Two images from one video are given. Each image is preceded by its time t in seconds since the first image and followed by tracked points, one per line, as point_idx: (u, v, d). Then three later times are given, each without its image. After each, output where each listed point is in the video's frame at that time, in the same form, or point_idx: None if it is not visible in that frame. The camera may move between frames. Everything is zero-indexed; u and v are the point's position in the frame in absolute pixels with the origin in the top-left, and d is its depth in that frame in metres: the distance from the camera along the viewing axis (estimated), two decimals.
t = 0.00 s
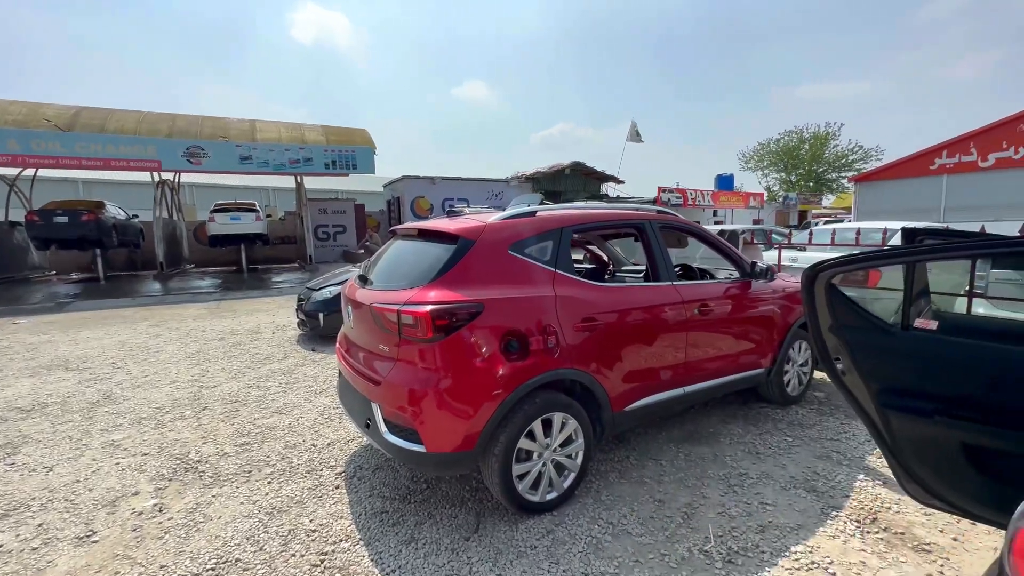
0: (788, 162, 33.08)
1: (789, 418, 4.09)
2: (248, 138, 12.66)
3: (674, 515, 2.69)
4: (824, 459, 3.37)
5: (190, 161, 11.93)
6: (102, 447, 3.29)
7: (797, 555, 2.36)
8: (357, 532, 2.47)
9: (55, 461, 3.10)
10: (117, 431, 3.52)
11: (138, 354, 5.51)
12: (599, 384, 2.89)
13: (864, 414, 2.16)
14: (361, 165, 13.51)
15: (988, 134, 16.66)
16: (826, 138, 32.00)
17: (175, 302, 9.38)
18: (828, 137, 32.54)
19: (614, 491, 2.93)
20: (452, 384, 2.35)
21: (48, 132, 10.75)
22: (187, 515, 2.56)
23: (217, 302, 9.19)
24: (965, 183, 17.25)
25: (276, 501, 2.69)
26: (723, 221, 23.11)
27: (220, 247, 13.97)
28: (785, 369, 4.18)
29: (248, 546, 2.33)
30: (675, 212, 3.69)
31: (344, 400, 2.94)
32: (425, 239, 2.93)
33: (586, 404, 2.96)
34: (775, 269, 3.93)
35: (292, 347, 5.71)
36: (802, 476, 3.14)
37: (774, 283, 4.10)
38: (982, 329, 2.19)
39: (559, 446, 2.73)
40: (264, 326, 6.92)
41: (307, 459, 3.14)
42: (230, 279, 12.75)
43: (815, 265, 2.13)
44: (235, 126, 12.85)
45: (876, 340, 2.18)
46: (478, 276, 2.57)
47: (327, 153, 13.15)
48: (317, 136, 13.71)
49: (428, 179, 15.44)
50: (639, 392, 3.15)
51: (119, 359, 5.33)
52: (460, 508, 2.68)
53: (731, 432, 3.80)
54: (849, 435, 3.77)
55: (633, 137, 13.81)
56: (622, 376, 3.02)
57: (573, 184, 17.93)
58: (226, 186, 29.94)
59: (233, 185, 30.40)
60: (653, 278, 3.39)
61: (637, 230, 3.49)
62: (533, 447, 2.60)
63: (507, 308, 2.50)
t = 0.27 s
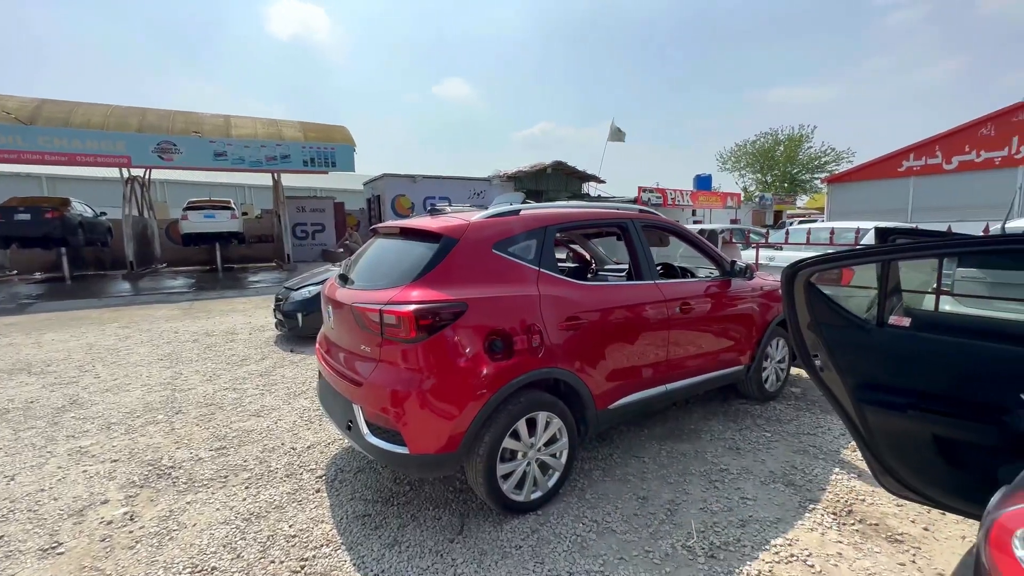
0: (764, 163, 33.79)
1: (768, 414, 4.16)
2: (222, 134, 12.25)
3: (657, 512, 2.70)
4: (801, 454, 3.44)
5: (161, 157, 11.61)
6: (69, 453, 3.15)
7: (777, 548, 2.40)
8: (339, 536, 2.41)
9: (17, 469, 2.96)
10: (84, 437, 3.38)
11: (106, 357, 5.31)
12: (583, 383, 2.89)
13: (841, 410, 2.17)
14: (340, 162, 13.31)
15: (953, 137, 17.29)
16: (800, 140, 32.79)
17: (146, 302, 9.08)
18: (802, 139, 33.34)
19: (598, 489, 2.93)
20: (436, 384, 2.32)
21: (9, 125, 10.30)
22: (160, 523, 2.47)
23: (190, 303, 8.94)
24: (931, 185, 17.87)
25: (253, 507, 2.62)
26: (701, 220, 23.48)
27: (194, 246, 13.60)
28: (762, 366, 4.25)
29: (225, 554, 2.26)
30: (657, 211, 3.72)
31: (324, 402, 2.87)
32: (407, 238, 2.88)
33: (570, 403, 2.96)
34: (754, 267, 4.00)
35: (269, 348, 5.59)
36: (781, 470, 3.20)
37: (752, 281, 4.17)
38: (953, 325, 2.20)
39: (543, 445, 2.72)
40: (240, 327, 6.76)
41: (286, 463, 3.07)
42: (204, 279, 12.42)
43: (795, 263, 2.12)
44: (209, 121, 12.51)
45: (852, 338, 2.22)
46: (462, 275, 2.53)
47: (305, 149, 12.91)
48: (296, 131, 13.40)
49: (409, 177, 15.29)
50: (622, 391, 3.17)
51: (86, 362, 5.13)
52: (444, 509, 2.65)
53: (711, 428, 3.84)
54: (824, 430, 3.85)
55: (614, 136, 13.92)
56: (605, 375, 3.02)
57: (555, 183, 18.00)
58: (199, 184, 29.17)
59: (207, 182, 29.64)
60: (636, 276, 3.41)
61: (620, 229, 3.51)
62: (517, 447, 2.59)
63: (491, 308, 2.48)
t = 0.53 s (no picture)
0: (739, 164, 34.50)
1: (744, 409, 4.23)
2: (192, 128, 11.85)
3: (638, 507, 2.72)
4: (776, 447, 3.51)
5: (127, 152, 11.22)
6: (30, 462, 3.01)
7: (755, 541, 2.44)
8: (318, 541, 2.36)
9: None
10: (47, 444, 3.23)
11: (70, 360, 5.09)
12: (565, 381, 2.89)
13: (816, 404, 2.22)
14: (316, 159, 13.08)
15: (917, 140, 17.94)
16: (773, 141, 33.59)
17: (113, 303, 8.76)
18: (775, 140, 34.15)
19: (580, 487, 2.94)
20: (416, 384, 2.28)
21: None
22: (128, 532, 2.38)
23: (160, 303, 8.65)
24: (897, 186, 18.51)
25: (228, 513, 2.54)
26: (679, 220, 23.85)
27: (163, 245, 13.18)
28: (739, 362, 4.33)
29: (198, 562, 2.19)
30: (637, 210, 3.75)
31: (302, 404, 2.81)
32: (386, 236, 2.84)
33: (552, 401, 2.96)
34: (731, 265, 4.06)
35: (244, 349, 5.44)
36: (758, 464, 3.26)
37: (729, 279, 4.24)
38: (917, 320, 2.28)
39: (525, 444, 2.71)
40: (213, 328, 6.57)
41: (262, 467, 2.99)
42: (175, 279, 12.05)
43: (770, 262, 2.16)
44: (179, 116, 12.13)
45: (826, 334, 2.26)
46: (443, 273, 2.50)
47: (281, 146, 12.72)
48: (270, 126, 13.02)
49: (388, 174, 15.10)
50: (603, 388, 3.18)
51: (48, 366, 4.91)
52: (426, 511, 2.61)
53: (690, 424, 3.89)
54: (798, 424, 3.95)
55: (593, 136, 14.01)
56: (587, 372, 3.03)
57: (535, 182, 18.03)
58: (169, 181, 28.30)
59: (177, 179, 28.78)
60: (616, 274, 3.43)
61: (601, 227, 3.52)
62: (500, 446, 2.57)
63: (473, 307, 2.46)
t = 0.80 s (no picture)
0: (719, 164, 35.02)
1: (726, 405, 4.29)
2: (166, 125, 11.56)
3: (623, 504, 2.73)
4: (757, 443, 3.56)
5: (99, 149, 10.88)
6: None
7: (737, 535, 2.47)
8: (300, 545, 2.31)
9: None
10: (13, 452, 3.11)
11: (38, 364, 4.91)
12: (550, 380, 2.89)
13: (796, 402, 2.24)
14: (297, 157, 12.87)
15: (889, 141, 18.43)
16: (752, 142, 34.17)
17: (84, 304, 8.49)
18: (754, 141, 34.76)
19: (565, 485, 2.94)
20: (401, 385, 2.26)
21: None
22: (101, 541, 2.30)
23: (134, 304, 8.40)
24: (871, 186, 18.99)
25: (206, 519, 2.47)
26: (660, 219, 24.10)
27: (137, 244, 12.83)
28: (720, 359, 4.39)
29: (174, 570, 2.13)
30: (620, 209, 3.77)
31: (283, 406, 2.75)
32: (369, 235, 2.80)
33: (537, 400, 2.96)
34: (713, 263, 4.12)
35: (222, 351, 5.32)
36: (739, 459, 3.30)
37: (711, 277, 4.29)
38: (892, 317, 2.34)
39: (511, 443, 2.70)
40: (190, 329, 6.41)
41: (241, 471, 2.92)
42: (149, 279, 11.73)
43: (751, 261, 2.18)
44: (152, 112, 11.79)
45: (805, 331, 2.29)
46: (427, 273, 2.48)
47: (259, 143, 12.47)
48: (248, 123, 12.76)
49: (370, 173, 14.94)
50: (588, 387, 3.19)
51: (15, 370, 4.73)
52: (411, 512, 2.59)
53: (674, 421, 3.93)
54: (778, 419, 4.02)
55: (577, 135, 14.07)
56: (572, 371, 3.03)
57: (518, 181, 18.03)
58: (142, 178, 27.54)
59: (151, 177, 28.03)
60: (600, 273, 3.44)
61: (585, 226, 3.53)
62: (486, 446, 2.55)
63: (457, 306, 2.44)
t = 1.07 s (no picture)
0: (701, 164, 35.47)
1: (708, 402, 4.35)
2: (141, 120, 11.26)
3: (607, 502, 2.75)
4: (738, 438, 3.62)
5: (69, 145, 10.56)
6: None
7: (718, 529, 2.50)
8: (280, 550, 2.27)
9: None
10: None
11: (4, 368, 4.74)
12: (534, 379, 2.89)
13: (775, 397, 2.21)
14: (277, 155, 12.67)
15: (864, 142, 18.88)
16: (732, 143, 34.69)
17: (54, 305, 8.23)
18: (735, 141, 35.28)
19: (550, 483, 2.94)
20: (383, 385, 2.23)
21: None
22: (71, 551, 2.23)
23: (106, 306, 8.17)
24: (846, 186, 19.43)
25: (183, 526, 2.42)
26: (644, 219, 24.32)
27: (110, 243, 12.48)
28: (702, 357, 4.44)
29: None
30: (603, 208, 3.79)
31: (262, 409, 2.70)
32: (350, 234, 2.76)
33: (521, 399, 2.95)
34: (694, 262, 4.16)
35: (200, 353, 5.21)
36: (721, 454, 3.35)
37: (692, 276, 4.34)
38: (868, 314, 2.38)
39: (495, 443, 2.69)
40: (165, 330, 6.25)
41: (219, 475, 2.86)
42: (123, 280, 11.43)
43: (732, 259, 2.16)
44: (125, 107, 11.47)
45: (783, 328, 2.33)
46: (409, 272, 2.45)
47: (237, 140, 12.21)
48: (227, 120, 12.51)
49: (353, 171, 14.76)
50: (572, 385, 3.20)
51: None
52: (394, 514, 2.56)
53: (656, 418, 3.97)
54: (758, 415, 4.08)
55: (560, 134, 14.10)
56: (556, 369, 3.04)
57: (503, 180, 18.03)
58: (116, 176, 26.80)
59: (125, 175, 27.29)
60: (584, 272, 3.44)
61: (569, 225, 3.54)
62: (469, 446, 2.54)
63: (440, 305, 2.42)
